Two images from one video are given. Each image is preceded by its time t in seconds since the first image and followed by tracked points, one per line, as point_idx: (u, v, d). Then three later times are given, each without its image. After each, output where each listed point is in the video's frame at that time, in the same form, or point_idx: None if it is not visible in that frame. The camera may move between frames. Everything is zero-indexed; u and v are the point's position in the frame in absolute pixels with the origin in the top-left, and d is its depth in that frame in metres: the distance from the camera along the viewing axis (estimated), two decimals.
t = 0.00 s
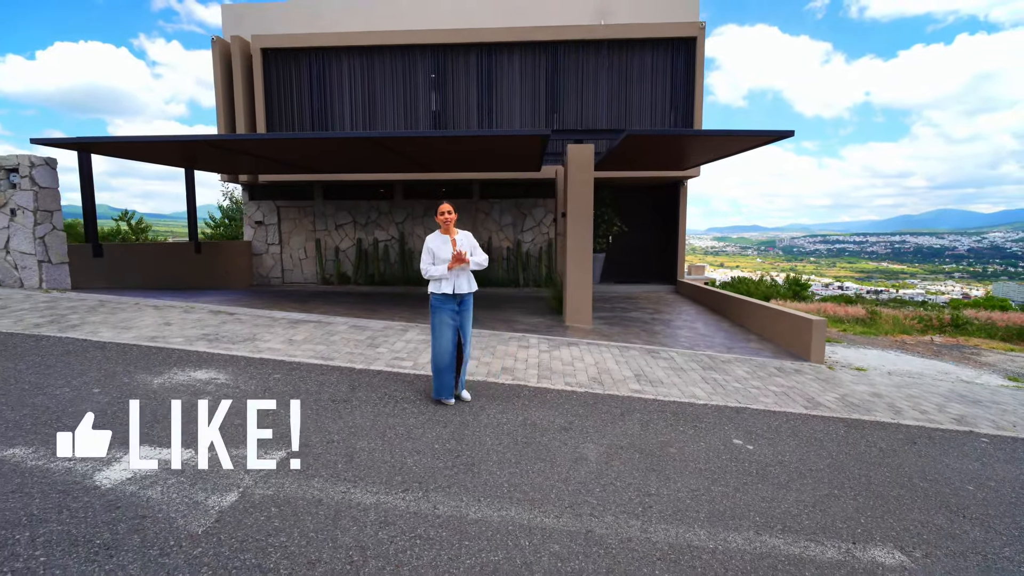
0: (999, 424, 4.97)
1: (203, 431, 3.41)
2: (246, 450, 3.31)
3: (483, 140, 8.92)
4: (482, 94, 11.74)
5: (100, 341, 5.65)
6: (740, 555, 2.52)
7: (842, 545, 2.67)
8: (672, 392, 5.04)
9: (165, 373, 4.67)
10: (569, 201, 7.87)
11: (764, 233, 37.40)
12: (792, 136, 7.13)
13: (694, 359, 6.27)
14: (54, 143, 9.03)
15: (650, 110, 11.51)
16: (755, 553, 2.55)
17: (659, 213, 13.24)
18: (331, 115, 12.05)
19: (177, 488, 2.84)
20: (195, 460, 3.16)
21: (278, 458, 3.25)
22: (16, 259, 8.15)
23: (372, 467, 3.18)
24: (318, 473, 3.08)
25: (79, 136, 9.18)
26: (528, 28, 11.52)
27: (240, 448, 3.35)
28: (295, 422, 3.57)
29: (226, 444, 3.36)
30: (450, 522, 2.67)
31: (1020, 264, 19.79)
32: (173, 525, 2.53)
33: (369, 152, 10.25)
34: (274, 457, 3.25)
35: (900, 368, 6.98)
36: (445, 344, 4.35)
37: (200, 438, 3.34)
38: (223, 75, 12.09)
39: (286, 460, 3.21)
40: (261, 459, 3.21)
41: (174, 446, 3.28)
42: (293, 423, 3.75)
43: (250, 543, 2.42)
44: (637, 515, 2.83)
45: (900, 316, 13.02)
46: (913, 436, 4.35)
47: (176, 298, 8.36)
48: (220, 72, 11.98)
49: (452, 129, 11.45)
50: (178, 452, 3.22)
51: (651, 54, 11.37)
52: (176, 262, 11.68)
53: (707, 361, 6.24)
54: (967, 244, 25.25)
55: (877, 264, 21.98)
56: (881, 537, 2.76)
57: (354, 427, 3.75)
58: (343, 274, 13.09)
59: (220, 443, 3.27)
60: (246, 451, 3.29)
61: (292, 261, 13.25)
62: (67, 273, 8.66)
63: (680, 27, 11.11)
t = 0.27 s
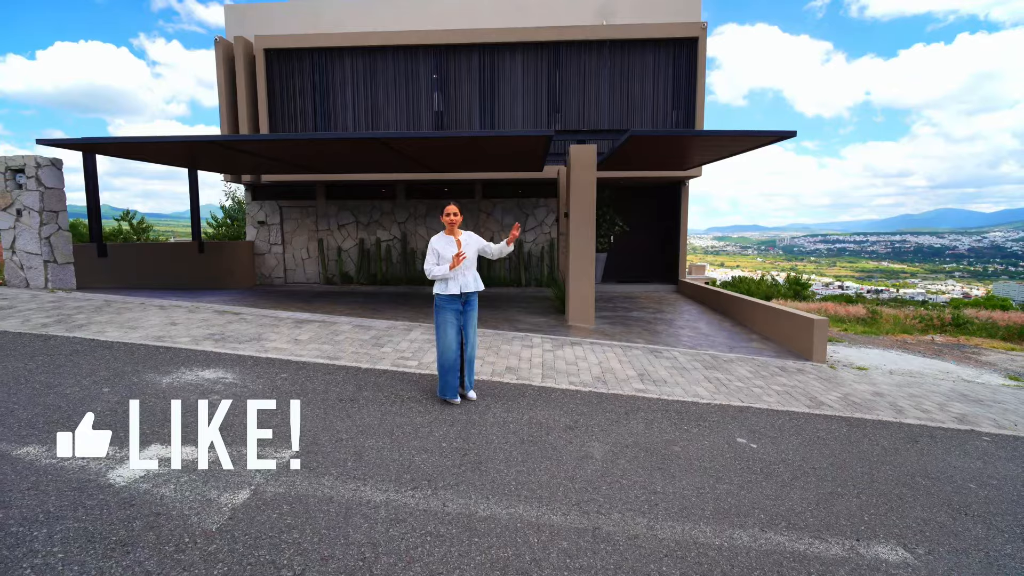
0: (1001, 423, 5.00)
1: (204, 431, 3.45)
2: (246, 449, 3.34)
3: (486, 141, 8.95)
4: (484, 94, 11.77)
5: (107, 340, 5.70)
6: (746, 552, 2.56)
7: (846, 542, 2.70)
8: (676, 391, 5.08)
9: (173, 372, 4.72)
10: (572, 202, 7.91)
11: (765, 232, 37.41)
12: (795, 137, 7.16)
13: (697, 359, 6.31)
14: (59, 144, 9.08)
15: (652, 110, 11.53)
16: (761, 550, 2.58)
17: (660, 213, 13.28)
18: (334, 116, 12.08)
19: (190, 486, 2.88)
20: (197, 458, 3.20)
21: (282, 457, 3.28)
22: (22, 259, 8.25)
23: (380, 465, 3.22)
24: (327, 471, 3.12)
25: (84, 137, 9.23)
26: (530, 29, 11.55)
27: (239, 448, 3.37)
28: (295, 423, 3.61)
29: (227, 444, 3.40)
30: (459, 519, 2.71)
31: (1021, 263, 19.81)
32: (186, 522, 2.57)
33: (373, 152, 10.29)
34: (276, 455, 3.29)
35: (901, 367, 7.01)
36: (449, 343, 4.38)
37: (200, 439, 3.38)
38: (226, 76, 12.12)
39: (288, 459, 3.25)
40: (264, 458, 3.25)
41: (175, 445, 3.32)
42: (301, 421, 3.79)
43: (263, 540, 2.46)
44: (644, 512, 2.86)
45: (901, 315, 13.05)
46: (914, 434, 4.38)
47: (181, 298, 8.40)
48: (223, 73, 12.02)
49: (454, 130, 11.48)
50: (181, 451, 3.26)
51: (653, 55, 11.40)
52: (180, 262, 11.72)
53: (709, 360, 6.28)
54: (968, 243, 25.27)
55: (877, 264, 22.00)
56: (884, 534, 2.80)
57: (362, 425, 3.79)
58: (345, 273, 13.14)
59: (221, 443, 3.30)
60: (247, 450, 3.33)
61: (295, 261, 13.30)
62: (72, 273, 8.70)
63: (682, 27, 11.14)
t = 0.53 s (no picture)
0: (999, 423, 5.02)
1: (204, 431, 3.43)
2: (245, 450, 3.32)
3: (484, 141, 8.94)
4: (482, 94, 11.76)
5: (105, 341, 5.68)
6: (749, 554, 2.56)
7: (849, 544, 2.70)
8: (676, 392, 5.09)
9: (172, 373, 4.70)
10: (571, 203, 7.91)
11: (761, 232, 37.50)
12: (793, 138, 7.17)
13: (696, 359, 6.31)
14: (55, 144, 9.03)
15: (650, 111, 11.54)
16: (763, 553, 2.58)
17: (658, 214, 13.30)
18: (332, 116, 12.06)
19: (190, 489, 2.87)
20: (196, 460, 3.19)
21: (280, 458, 3.27)
22: (18, 259, 8.21)
23: (381, 467, 3.21)
24: (329, 474, 3.10)
25: (80, 137, 9.18)
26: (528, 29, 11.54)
27: (238, 449, 3.35)
28: (295, 424, 3.59)
29: (227, 445, 3.39)
30: (462, 522, 2.70)
31: (1016, 263, 19.89)
32: (187, 526, 2.55)
33: (371, 152, 10.27)
34: (274, 457, 3.28)
35: (900, 368, 7.03)
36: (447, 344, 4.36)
37: (200, 438, 3.35)
38: (223, 75, 12.08)
39: (286, 460, 3.24)
40: (262, 459, 3.24)
41: (174, 446, 3.30)
42: (301, 423, 3.78)
43: (265, 543, 2.45)
44: (646, 514, 2.86)
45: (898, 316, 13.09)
46: (914, 435, 4.39)
47: (178, 299, 8.36)
48: (220, 73, 11.98)
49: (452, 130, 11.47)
50: (178, 452, 3.24)
51: (651, 55, 11.40)
52: (177, 262, 11.67)
53: (709, 361, 6.29)
54: (963, 243, 25.38)
55: (873, 264, 22.05)
56: (886, 535, 2.80)
57: (363, 427, 3.78)
58: (343, 274, 13.12)
59: (221, 444, 3.28)
60: (246, 451, 3.31)
61: (292, 261, 13.27)
62: (69, 273, 8.66)
63: (680, 28, 11.14)
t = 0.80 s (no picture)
0: (1022, 428, 4.89)
1: (204, 430, 3.38)
2: (246, 450, 3.30)
3: (492, 141, 8.87)
4: (490, 94, 11.70)
5: (115, 342, 5.68)
6: (770, 564, 2.48)
7: (874, 555, 2.62)
8: (689, 395, 5.00)
9: (181, 375, 4.68)
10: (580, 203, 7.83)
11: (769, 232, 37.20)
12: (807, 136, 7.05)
13: (709, 361, 6.22)
14: (66, 145, 9.07)
15: (659, 109, 11.42)
16: (785, 563, 2.50)
17: (668, 214, 13.20)
18: (339, 116, 12.05)
19: (198, 493, 2.83)
20: (196, 461, 3.17)
21: (281, 458, 3.26)
22: (30, 260, 8.26)
23: (391, 472, 3.16)
24: (338, 478, 3.05)
25: (91, 138, 9.22)
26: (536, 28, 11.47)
27: (240, 450, 3.34)
28: (296, 423, 3.58)
29: (227, 444, 3.37)
30: (474, 529, 2.64)
31: None
32: (195, 531, 2.51)
33: (380, 152, 10.24)
34: (275, 457, 3.27)
35: (916, 370, 6.89)
36: (456, 345, 4.30)
37: (200, 438, 3.33)
38: (232, 76, 12.11)
39: (286, 460, 3.24)
40: (263, 459, 3.22)
41: (177, 449, 3.25)
42: (310, 425, 3.74)
43: (274, 551, 2.40)
44: (663, 522, 2.79)
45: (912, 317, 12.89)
46: (935, 440, 4.28)
47: (187, 299, 8.37)
48: (229, 74, 12.01)
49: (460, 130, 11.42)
50: (180, 454, 3.21)
51: (661, 54, 11.29)
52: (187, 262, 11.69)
53: (721, 363, 6.19)
54: (976, 243, 25.05)
55: (883, 264, 21.78)
56: (911, 546, 2.71)
57: (372, 430, 3.74)
58: (351, 274, 13.12)
59: (221, 445, 3.26)
60: (246, 452, 3.29)
61: (301, 261, 13.28)
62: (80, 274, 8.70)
63: (690, 26, 11.03)
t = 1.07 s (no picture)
0: None
1: (203, 431, 3.40)
2: (245, 450, 3.29)
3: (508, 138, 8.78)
4: (506, 91, 11.61)
5: (133, 340, 5.71)
6: None
7: (913, 572, 2.47)
8: (711, 398, 4.86)
9: (197, 373, 4.67)
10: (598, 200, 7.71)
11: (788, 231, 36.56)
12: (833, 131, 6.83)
13: (731, 363, 6.06)
14: (89, 145, 9.19)
15: (678, 105, 11.21)
16: None
17: (686, 212, 12.98)
18: (355, 115, 12.06)
19: (212, 495, 2.79)
20: (196, 460, 3.17)
21: (280, 458, 3.23)
22: (53, 258, 8.38)
23: (407, 475, 3.09)
24: (353, 481, 2.99)
25: (112, 138, 9.33)
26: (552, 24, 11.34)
27: (238, 450, 3.32)
28: (295, 421, 3.56)
29: (226, 444, 3.37)
30: (491, 537, 2.56)
31: None
32: (208, 534, 2.46)
33: (396, 151, 10.21)
34: (274, 456, 3.24)
35: (948, 374, 6.64)
36: (471, 346, 4.23)
37: (200, 438, 3.33)
38: (249, 76, 12.19)
39: (286, 460, 3.21)
40: (262, 459, 3.20)
41: (175, 450, 3.24)
42: (325, 426, 3.69)
43: (287, 556, 2.34)
44: (688, 533, 2.68)
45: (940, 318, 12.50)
46: (973, 448, 4.08)
47: (206, 297, 8.42)
48: (246, 73, 12.09)
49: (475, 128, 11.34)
50: (179, 453, 3.21)
51: (680, 48, 11.07)
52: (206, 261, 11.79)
53: (744, 365, 6.03)
54: (1005, 242, 24.29)
55: (907, 263, 21.22)
56: (953, 562, 2.56)
57: (386, 431, 3.67)
58: (367, 273, 13.15)
59: (221, 445, 3.25)
60: (245, 453, 3.26)
61: (317, 260, 13.34)
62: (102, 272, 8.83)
63: (710, 20, 10.80)
